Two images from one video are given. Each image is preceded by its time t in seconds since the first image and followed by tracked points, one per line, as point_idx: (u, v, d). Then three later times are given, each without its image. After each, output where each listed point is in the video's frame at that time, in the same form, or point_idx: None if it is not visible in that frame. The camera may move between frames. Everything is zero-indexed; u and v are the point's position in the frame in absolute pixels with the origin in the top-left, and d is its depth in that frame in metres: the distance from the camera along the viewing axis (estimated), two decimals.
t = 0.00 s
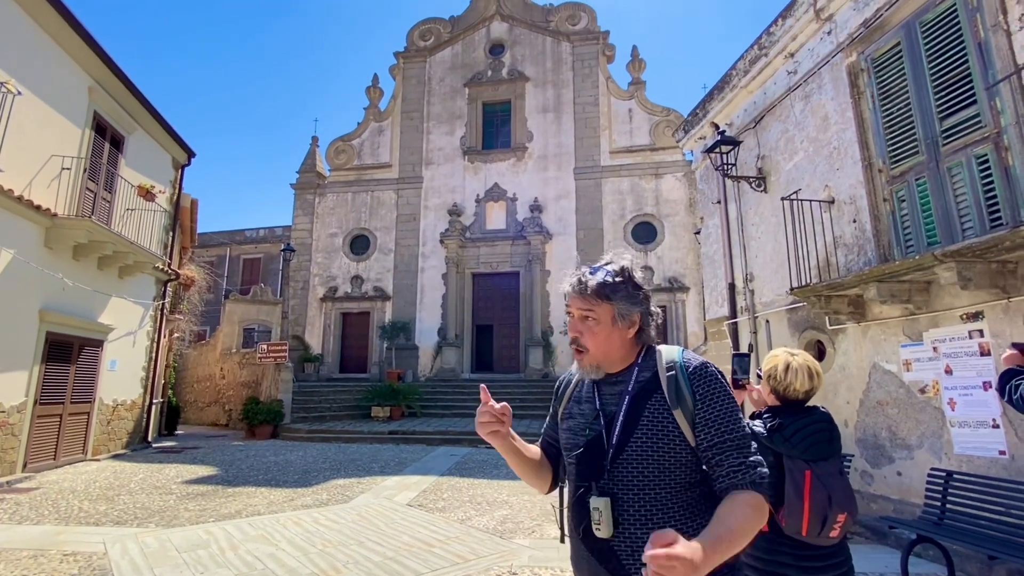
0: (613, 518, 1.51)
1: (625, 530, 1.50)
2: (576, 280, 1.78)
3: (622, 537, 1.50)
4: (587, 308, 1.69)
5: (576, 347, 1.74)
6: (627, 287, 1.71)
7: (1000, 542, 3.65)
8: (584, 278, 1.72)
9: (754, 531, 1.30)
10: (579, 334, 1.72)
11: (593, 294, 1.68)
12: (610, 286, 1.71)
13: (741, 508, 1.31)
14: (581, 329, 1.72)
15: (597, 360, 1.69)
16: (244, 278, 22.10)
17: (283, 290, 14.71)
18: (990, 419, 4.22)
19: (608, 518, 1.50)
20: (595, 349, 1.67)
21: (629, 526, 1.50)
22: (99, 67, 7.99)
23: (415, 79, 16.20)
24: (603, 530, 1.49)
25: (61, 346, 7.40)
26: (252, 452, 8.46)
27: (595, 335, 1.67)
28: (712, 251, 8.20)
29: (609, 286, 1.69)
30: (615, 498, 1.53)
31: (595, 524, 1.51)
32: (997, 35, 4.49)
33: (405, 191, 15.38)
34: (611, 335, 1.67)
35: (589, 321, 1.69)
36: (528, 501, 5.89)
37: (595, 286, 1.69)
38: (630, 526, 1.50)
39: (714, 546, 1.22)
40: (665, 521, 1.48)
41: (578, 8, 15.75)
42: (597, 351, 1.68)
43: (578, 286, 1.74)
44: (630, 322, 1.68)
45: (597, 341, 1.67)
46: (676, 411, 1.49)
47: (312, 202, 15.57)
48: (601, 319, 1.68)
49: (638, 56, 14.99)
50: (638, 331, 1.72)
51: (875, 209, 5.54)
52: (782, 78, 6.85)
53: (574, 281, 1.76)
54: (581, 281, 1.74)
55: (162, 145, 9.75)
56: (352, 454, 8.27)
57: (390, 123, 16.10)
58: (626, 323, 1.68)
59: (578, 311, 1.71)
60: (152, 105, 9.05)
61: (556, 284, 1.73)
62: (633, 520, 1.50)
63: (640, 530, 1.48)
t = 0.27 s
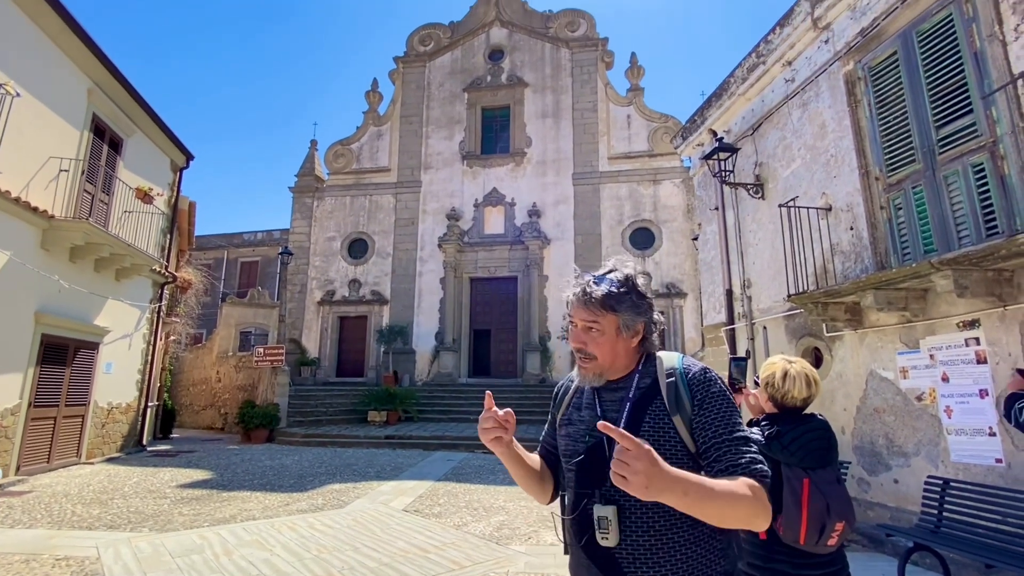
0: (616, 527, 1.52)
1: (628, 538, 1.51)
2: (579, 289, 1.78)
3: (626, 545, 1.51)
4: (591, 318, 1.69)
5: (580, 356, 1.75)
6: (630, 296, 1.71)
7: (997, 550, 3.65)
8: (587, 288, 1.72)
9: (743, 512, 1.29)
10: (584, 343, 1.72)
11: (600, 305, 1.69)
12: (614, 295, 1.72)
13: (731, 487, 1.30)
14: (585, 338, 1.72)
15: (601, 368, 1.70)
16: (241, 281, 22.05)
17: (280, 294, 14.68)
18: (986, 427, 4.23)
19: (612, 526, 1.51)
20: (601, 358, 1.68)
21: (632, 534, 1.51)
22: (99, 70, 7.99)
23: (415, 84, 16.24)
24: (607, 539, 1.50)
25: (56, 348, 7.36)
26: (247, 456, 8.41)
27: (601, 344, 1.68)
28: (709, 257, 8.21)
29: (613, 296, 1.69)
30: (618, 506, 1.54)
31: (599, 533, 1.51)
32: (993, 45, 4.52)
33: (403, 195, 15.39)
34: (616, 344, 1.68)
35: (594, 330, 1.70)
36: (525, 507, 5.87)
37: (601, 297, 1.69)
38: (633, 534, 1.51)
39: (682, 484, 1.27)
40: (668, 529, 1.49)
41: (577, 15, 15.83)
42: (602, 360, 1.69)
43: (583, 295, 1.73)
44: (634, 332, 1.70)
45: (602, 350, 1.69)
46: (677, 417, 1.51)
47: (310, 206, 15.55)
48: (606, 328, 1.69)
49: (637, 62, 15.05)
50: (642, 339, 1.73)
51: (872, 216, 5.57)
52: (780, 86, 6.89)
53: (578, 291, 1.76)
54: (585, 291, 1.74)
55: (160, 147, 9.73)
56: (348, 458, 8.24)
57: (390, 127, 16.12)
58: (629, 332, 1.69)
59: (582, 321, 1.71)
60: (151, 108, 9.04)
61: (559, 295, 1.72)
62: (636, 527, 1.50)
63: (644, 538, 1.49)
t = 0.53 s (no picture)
0: (617, 536, 1.52)
1: (630, 548, 1.51)
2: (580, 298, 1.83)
3: (627, 555, 1.52)
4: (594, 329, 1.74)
5: (583, 366, 1.80)
6: (633, 306, 1.76)
7: (995, 562, 3.63)
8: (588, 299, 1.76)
9: (723, 509, 1.31)
10: (588, 353, 1.78)
11: (603, 316, 1.74)
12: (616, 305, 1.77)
13: (715, 485, 1.33)
14: (589, 349, 1.77)
15: (604, 377, 1.76)
16: (238, 286, 22.01)
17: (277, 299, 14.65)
18: (983, 437, 4.24)
19: (614, 535, 1.52)
20: (605, 367, 1.74)
21: (634, 544, 1.52)
22: (100, 75, 8.01)
23: (414, 91, 16.30)
24: (608, 548, 1.50)
25: (51, 353, 7.32)
26: (242, 463, 8.36)
27: (605, 354, 1.74)
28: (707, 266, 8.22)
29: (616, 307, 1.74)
30: (619, 516, 1.55)
31: (601, 542, 1.52)
32: (988, 58, 4.57)
33: (402, 202, 15.41)
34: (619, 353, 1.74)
35: (597, 341, 1.74)
36: (521, 515, 5.85)
37: (605, 308, 1.74)
38: (635, 543, 1.52)
39: (653, 468, 1.33)
40: (669, 538, 1.50)
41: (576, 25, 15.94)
42: (605, 370, 1.75)
43: (586, 307, 1.78)
44: (636, 341, 1.76)
45: (605, 361, 1.75)
46: (674, 428, 1.55)
47: (308, 211, 15.56)
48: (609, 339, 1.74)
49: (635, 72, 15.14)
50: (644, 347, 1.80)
51: (868, 227, 5.61)
52: (778, 97, 6.95)
53: (580, 302, 1.81)
54: (589, 302, 1.78)
55: (160, 152, 9.74)
56: (344, 465, 8.20)
57: (389, 134, 16.17)
58: (632, 342, 1.75)
59: (586, 332, 1.76)
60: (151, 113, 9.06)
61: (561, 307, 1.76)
62: (638, 537, 1.51)
63: (645, 547, 1.50)
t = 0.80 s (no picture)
0: (623, 552, 1.58)
1: (633, 565, 1.56)
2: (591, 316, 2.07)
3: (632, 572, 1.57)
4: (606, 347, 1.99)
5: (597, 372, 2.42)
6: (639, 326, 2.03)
7: None
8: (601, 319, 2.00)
9: (695, 508, 1.42)
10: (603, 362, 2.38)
11: (614, 335, 2.35)
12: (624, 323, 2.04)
13: (694, 490, 1.44)
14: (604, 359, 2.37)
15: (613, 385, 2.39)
16: (236, 294, 21.95)
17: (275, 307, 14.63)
18: (982, 452, 4.23)
19: (620, 552, 1.57)
20: (615, 376, 2.38)
21: (638, 560, 1.57)
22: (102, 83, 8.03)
23: (414, 101, 16.38)
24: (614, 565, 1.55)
25: (46, 360, 7.27)
26: (237, 472, 8.28)
27: (614, 366, 2.37)
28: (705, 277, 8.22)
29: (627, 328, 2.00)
30: (625, 533, 1.61)
31: (606, 560, 1.57)
32: (983, 75, 4.61)
33: (400, 211, 15.42)
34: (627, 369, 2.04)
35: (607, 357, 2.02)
36: (518, 528, 5.81)
37: (616, 329, 2.35)
38: (639, 560, 1.56)
39: (628, 461, 1.48)
40: (672, 554, 1.56)
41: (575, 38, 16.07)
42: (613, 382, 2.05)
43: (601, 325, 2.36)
44: (641, 355, 2.40)
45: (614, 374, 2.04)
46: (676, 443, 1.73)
47: (307, 220, 15.56)
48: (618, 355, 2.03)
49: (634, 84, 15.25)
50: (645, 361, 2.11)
51: (866, 240, 5.64)
52: (775, 110, 7.01)
53: (595, 321, 2.39)
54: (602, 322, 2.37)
55: (160, 160, 9.73)
56: (340, 475, 8.13)
57: (389, 144, 16.22)
58: (637, 357, 2.39)
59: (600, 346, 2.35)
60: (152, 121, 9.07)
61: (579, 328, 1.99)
62: (643, 553, 1.56)
63: (649, 564, 1.55)
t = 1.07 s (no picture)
0: None
1: None
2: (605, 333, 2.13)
3: None
4: (620, 364, 2.05)
5: (606, 395, 2.11)
6: (654, 344, 2.08)
7: None
8: (616, 335, 2.06)
9: (691, 519, 1.43)
10: (611, 384, 2.09)
11: (628, 352, 2.04)
12: (639, 341, 2.10)
13: (694, 504, 1.45)
14: (612, 380, 2.08)
15: (623, 408, 2.06)
16: (234, 305, 21.88)
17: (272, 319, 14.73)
18: (984, 470, 4.22)
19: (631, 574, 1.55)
20: (628, 398, 2.04)
21: None
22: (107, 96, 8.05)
23: (415, 115, 16.49)
24: None
25: (43, 371, 7.20)
26: (233, 486, 8.18)
27: (626, 386, 2.05)
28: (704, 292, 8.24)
29: (641, 345, 2.05)
30: (636, 555, 1.60)
31: None
32: (980, 95, 4.67)
33: (400, 224, 15.44)
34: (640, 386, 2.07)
35: (620, 374, 2.06)
36: (517, 544, 5.75)
37: (631, 344, 2.03)
38: None
39: (628, 471, 1.52)
40: None
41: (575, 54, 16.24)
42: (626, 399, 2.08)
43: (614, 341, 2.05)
44: (657, 374, 2.08)
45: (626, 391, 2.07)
46: (684, 463, 1.73)
47: (307, 232, 15.56)
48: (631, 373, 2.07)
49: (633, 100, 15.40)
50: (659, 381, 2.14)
51: (864, 256, 5.68)
52: (773, 127, 7.07)
53: (606, 336, 2.09)
54: (615, 337, 2.07)
55: (161, 172, 9.73)
56: (336, 490, 8.06)
57: (389, 157, 16.29)
58: (654, 376, 2.06)
59: (610, 365, 2.07)
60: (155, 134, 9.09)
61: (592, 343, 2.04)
62: None
63: None
